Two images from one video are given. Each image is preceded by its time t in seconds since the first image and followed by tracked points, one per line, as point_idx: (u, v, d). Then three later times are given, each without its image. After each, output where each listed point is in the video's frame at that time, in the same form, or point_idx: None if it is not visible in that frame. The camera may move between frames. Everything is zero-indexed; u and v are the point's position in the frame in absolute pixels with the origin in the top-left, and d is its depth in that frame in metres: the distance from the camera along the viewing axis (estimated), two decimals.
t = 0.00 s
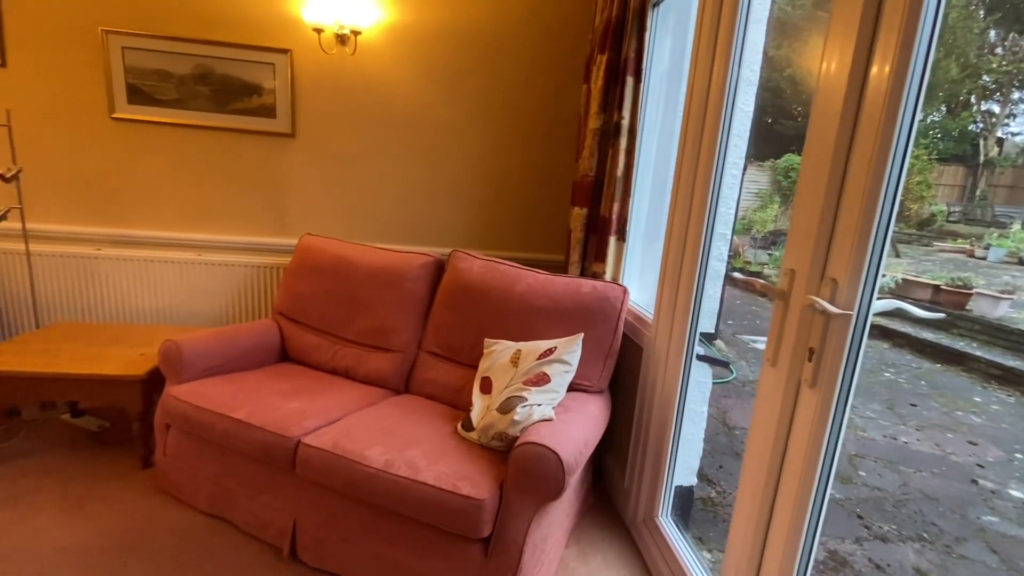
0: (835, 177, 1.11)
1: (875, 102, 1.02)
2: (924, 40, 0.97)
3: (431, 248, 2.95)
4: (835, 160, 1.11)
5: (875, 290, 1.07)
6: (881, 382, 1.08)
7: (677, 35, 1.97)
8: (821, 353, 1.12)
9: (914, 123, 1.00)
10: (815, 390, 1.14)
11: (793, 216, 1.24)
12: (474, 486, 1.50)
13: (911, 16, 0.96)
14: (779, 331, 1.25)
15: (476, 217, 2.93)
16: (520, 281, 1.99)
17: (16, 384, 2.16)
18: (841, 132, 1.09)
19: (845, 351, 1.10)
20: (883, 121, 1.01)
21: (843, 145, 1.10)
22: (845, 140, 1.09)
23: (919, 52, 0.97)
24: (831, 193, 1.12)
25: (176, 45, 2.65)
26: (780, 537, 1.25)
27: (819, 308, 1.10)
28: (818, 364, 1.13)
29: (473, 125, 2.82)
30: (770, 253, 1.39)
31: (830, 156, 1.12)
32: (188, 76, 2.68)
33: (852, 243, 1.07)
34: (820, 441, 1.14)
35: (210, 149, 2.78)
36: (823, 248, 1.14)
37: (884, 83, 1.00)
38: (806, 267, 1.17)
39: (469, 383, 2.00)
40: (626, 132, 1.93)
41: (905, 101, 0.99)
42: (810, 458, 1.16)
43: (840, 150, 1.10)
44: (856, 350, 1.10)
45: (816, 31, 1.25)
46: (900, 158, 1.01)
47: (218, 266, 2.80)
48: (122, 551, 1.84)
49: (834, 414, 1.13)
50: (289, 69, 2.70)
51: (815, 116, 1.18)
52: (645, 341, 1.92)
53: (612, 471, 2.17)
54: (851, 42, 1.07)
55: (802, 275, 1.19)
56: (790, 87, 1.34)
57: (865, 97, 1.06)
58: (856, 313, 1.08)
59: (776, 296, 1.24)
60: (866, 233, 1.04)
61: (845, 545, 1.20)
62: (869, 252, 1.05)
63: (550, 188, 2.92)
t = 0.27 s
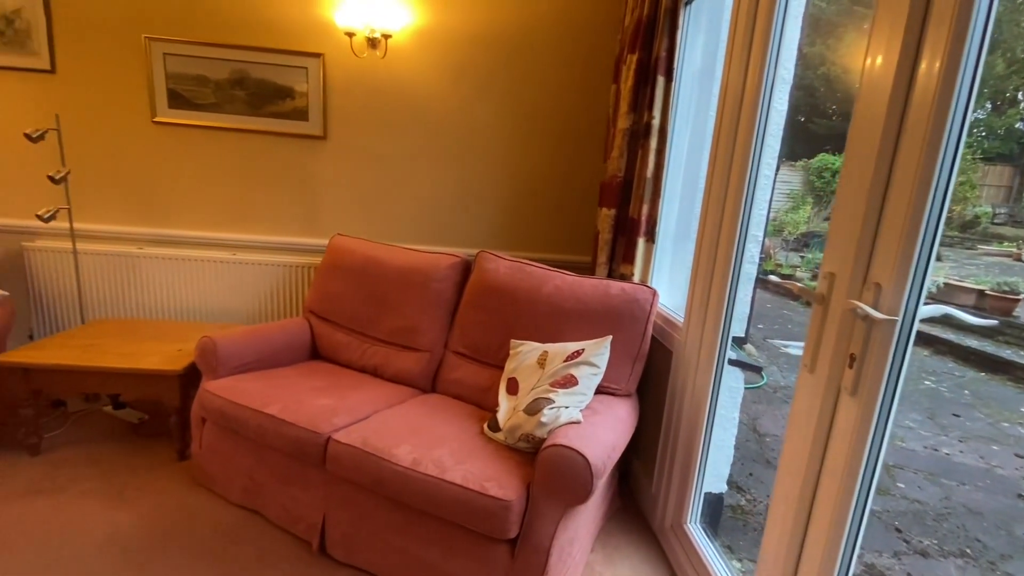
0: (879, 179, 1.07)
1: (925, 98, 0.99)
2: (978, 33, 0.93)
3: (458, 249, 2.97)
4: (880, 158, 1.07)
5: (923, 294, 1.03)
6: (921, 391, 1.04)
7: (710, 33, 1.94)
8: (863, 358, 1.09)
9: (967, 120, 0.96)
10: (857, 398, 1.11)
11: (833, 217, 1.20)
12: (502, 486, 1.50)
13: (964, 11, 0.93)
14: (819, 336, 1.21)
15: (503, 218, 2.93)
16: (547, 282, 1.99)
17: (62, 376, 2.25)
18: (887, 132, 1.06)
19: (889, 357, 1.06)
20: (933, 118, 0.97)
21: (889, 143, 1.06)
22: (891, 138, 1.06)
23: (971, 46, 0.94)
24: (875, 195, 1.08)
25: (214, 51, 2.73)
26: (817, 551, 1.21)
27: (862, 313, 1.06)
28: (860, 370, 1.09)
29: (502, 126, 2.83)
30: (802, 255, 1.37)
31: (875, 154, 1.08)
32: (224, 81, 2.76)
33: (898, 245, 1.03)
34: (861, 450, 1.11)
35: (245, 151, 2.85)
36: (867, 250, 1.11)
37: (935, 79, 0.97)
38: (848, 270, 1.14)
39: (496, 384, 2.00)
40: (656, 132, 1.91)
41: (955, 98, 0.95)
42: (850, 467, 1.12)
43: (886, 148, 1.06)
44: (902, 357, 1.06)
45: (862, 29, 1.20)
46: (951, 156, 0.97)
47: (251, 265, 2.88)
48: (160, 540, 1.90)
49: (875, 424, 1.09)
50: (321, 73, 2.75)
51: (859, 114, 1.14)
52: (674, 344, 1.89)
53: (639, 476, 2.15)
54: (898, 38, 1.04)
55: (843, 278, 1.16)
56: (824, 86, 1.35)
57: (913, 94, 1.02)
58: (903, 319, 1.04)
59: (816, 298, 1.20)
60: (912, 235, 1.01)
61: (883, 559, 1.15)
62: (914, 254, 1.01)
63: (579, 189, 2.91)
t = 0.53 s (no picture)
0: (926, 182, 1.03)
1: (977, 96, 0.95)
2: None
3: (484, 250, 2.97)
4: (927, 159, 1.03)
5: (971, 300, 0.98)
6: (962, 401, 1.01)
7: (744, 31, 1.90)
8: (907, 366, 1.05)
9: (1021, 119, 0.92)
10: (900, 407, 1.07)
11: (876, 220, 1.16)
12: (527, 488, 1.49)
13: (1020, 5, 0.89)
14: (859, 343, 1.17)
15: (528, 219, 2.93)
16: (573, 284, 1.98)
17: (103, 370, 2.33)
18: (935, 132, 1.02)
19: (935, 366, 1.01)
20: (985, 117, 0.93)
21: (936, 143, 1.02)
22: (938, 138, 1.02)
23: None
24: (921, 197, 1.04)
25: (248, 55, 2.79)
26: (854, 566, 1.16)
27: (906, 318, 1.03)
28: (904, 378, 1.05)
29: (529, 127, 2.83)
30: (835, 258, 1.35)
31: (921, 155, 1.04)
32: (258, 84, 2.82)
33: (945, 249, 0.99)
34: (902, 461, 1.06)
35: (277, 153, 2.91)
36: (912, 254, 1.07)
37: (987, 76, 0.93)
38: (891, 274, 1.10)
39: (520, 385, 1.99)
40: (686, 132, 1.89)
41: (1010, 95, 0.91)
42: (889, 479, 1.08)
43: (933, 148, 1.02)
44: (948, 366, 1.01)
45: (908, 26, 1.16)
46: (1004, 157, 0.93)
47: (281, 265, 2.93)
48: (193, 531, 1.95)
49: (920, 436, 1.05)
50: (351, 75, 2.79)
51: (903, 114, 1.10)
52: (704, 349, 1.86)
53: (665, 481, 2.12)
54: (947, 34, 1.00)
55: (886, 282, 1.12)
56: (860, 83, 1.32)
57: (963, 92, 0.98)
58: (950, 325, 0.99)
59: (856, 304, 1.16)
60: (963, 238, 0.97)
61: None
62: (963, 259, 0.97)
63: (605, 191, 2.89)
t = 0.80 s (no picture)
0: (977, 184, 0.99)
1: None
2: None
3: (509, 251, 2.97)
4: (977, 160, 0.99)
5: None
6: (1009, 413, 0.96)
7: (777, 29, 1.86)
8: (954, 375, 1.01)
9: None
10: (944, 419, 1.03)
11: (919, 223, 1.12)
12: (551, 492, 1.47)
13: None
14: (902, 350, 1.12)
15: (553, 221, 2.91)
16: (599, 286, 1.96)
17: (138, 366, 2.40)
18: (986, 132, 0.97)
19: (984, 376, 0.97)
20: None
21: (987, 144, 0.98)
22: (989, 138, 0.98)
23: None
24: (970, 200, 1.00)
25: (279, 59, 2.84)
26: None
27: (953, 326, 0.99)
28: (950, 388, 1.01)
29: (554, 129, 2.81)
30: (869, 262, 1.33)
31: (970, 156, 1.00)
32: (288, 87, 2.87)
33: (995, 254, 0.95)
34: (946, 475, 1.02)
35: (306, 154, 2.96)
36: (959, 259, 1.03)
37: None
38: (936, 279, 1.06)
39: (544, 387, 1.98)
40: (716, 132, 1.85)
41: None
42: (931, 493, 1.04)
43: (984, 149, 0.98)
44: (997, 376, 0.97)
45: (953, 22, 1.12)
46: None
47: (309, 265, 2.98)
48: (221, 525, 1.98)
49: (967, 449, 1.00)
50: (379, 78, 2.82)
51: (949, 114, 1.06)
52: (733, 354, 1.82)
53: (691, 488, 2.09)
54: (999, 30, 0.96)
55: (931, 287, 1.07)
56: (897, 80, 1.29)
57: (1016, 90, 0.94)
58: (1000, 334, 0.95)
59: (897, 309, 1.12)
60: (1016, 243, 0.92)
61: None
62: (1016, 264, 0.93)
63: (631, 193, 2.86)
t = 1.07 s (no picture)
0: None
1: None
2: None
3: (535, 252, 2.96)
4: None
5: None
6: None
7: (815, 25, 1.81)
8: (1010, 387, 0.96)
9: None
10: (998, 432, 0.98)
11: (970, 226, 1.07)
12: (577, 497, 1.45)
13: None
14: (951, 359, 1.07)
15: (580, 222, 2.89)
16: (627, 288, 1.93)
17: (173, 361, 2.46)
18: None
19: None
20: None
21: None
22: None
23: None
24: None
25: (310, 62, 2.89)
26: None
27: (1009, 334, 0.94)
28: (1005, 400, 0.97)
29: (582, 129, 2.79)
30: (907, 265, 1.30)
31: None
32: (318, 90, 2.92)
33: None
34: (999, 492, 0.97)
35: (335, 155, 3.00)
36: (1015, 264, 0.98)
37: None
38: (989, 285, 1.01)
39: (569, 390, 1.96)
40: (750, 131, 1.81)
41: None
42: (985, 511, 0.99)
43: None
44: None
45: (1007, 15, 1.06)
46: None
47: (337, 265, 3.02)
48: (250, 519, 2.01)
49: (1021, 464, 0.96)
50: (407, 80, 2.84)
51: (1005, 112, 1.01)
52: (766, 359, 1.77)
53: (720, 496, 2.04)
54: None
55: (983, 293, 1.02)
56: (938, 76, 1.25)
57: None
58: None
59: (947, 316, 1.07)
60: None
61: None
62: None
63: (660, 194, 2.82)
